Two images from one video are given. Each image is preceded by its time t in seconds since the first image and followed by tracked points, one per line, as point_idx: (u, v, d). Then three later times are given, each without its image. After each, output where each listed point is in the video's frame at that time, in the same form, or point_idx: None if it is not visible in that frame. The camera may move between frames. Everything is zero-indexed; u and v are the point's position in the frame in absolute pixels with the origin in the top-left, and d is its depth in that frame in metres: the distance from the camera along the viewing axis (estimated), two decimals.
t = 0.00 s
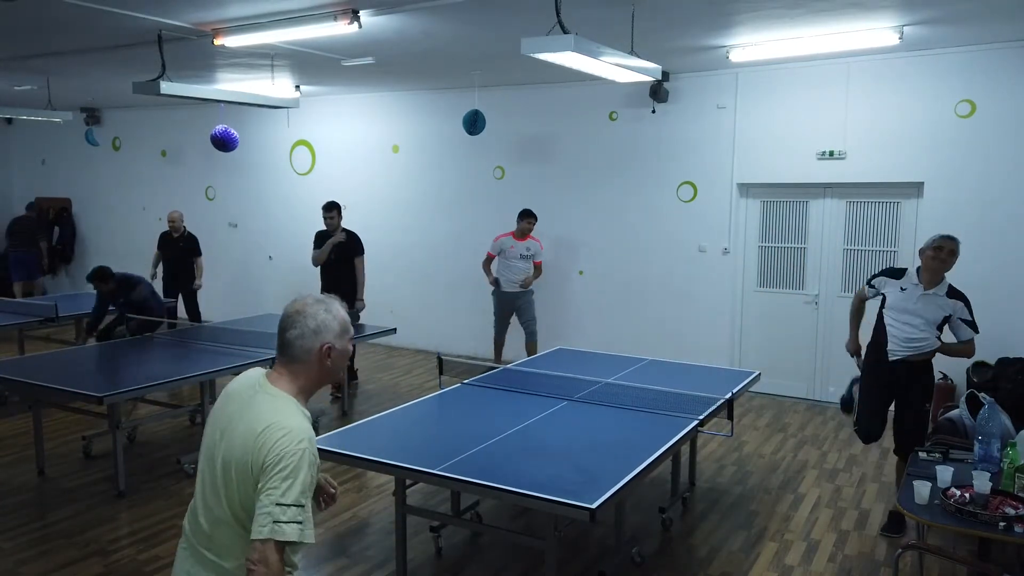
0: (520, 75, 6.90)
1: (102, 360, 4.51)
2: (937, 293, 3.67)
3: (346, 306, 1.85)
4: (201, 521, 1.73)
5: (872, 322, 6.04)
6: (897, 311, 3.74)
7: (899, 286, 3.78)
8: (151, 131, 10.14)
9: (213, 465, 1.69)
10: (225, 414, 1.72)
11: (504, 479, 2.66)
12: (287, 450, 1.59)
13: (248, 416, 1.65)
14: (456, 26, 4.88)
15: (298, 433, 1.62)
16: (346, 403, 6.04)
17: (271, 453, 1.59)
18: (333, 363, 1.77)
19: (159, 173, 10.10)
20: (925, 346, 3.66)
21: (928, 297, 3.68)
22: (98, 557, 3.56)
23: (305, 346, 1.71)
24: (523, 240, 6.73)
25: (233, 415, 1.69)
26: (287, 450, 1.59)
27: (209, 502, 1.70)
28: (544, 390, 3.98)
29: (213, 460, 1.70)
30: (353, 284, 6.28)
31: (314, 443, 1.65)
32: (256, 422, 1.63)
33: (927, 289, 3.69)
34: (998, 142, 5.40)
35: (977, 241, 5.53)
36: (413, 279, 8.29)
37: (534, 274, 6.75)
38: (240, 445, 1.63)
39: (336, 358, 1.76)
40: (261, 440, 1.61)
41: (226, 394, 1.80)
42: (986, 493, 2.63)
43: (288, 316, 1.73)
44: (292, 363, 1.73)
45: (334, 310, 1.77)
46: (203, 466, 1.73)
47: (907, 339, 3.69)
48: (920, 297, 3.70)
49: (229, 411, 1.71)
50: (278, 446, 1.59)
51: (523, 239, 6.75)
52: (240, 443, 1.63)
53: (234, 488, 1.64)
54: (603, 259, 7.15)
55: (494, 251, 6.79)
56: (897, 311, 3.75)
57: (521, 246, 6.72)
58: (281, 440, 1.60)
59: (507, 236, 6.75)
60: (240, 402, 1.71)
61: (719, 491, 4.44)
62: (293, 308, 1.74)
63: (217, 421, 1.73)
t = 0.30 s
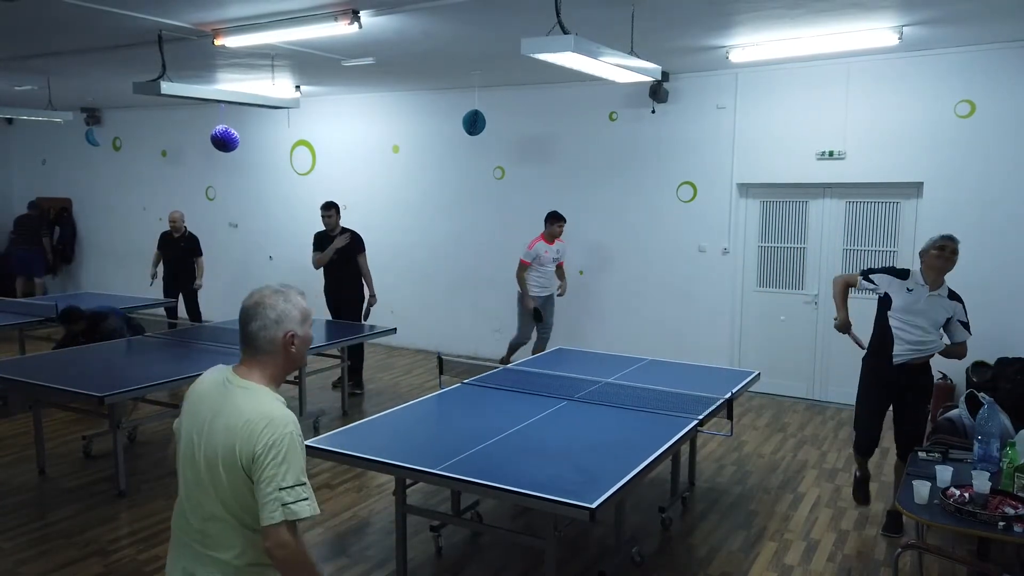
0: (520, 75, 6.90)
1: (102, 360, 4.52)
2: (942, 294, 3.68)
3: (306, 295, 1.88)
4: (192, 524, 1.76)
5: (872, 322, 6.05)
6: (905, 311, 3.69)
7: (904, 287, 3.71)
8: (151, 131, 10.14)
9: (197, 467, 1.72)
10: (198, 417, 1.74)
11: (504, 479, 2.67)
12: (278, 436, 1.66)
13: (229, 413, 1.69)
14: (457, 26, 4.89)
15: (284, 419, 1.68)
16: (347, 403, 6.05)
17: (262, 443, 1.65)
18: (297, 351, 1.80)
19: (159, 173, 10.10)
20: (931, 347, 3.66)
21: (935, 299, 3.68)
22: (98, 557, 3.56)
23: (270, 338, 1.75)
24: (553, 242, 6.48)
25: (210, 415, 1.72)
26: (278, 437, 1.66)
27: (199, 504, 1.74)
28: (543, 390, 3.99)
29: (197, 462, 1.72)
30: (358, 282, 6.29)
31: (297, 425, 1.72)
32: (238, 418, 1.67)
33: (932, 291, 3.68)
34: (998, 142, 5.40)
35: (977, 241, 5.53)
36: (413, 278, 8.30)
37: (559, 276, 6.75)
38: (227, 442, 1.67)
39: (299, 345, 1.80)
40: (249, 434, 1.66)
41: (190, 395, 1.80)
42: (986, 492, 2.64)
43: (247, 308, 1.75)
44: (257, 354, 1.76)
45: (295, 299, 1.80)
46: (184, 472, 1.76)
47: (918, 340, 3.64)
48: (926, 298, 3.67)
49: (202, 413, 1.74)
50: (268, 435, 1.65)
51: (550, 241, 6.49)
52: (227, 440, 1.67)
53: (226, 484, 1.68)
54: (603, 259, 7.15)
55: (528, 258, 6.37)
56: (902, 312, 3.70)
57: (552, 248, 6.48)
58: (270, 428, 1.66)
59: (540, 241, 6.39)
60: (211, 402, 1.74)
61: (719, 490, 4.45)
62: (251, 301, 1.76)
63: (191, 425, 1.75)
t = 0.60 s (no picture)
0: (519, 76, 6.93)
1: (105, 360, 4.55)
2: (919, 293, 3.70)
3: (269, 291, 1.99)
4: (176, 514, 1.85)
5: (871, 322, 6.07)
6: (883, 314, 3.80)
7: (886, 292, 3.85)
8: (153, 132, 10.18)
9: (178, 458, 1.82)
10: (173, 412, 1.84)
11: (504, 478, 2.69)
12: (258, 420, 1.78)
13: (208, 403, 1.79)
14: (457, 28, 4.92)
15: (261, 403, 1.80)
16: (347, 402, 6.07)
17: (243, 428, 1.76)
18: (261, 341, 1.91)
19: (160, 174, 10.15)
20: (905, 344, 3.66)
21: (911, 298, 3.71)
22: (100, 556, 3.59)
23: (235, 328, 1.85)
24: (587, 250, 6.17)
25: (187, 408, 1.82)
26: (258, 420, 1.78)
27: (183, 493, 1.83)
28: (543, 390, 4.01)
29: (179, 454, 1.82)
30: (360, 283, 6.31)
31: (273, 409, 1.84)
32: (217, 406, 1.78)
33: (910, 290, 3.74)
34: (996, 143, 5.43)
35: (975, 242, 5.56)
36: (414, 279, 8.32)
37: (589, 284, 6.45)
38: (208, 430, 1.78)
39: (263, 336, 1.91)
40: (228, 421, 1.77)
41: (162, 392, 1.88)
42: (983, 491, 2.67)
43: (213, 302, 1.85)
44: (222, 345, 1.86)
45: (257, 294, 1.91)
46: (163, 466, 1.85)
47: (890, 338, 3.71)
48: (903, 297, 3.74)
49: (178, 407, 1.83)
50: (249, 419, 1.77)
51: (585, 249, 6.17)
52: (208, 428, 1.78)
53: (210, 470, 1.79)
54: (603, 260, 7.18)
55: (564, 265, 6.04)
56: (883, 315, 3.81)
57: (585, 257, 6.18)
58: (249, 413, 1.78)
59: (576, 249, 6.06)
60: (186, 396, 1.83)
61: (718, 490, 4.47)
62: (216, 295, 1.87)
63: (167, 420, 1.84)
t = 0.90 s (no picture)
0: (520, 75, 6.91)
1: (104, 359, 4.53)
2: (900, 290, 3.72)
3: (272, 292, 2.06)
4: (172, 500, 1.90)
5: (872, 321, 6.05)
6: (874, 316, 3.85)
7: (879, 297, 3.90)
8: (152, 131, 10.15)
9: (174, 444, 1.87)
10: (167, 399, 1.88)
11: (504, 479, 2.67)
12: (249, 405, 1.82)
13: (201, 390, 1.84)
14: (456, 27, 4.90)
15: (252, 388, 1.85)
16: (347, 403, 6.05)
17: (234, 413, 1.81)
18: (259, 336, 1.96)
19: (159, 174, 10.12)
20: (885, 340, 3.68)
21: (895, 297, 3.74)
22: (99, 557, 3.57)
23: (235, 319, 1.91)
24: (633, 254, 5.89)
25: (181, 395, 1.87)
26: (249, 405, 1.82)
27: (178, 478, 1.88)
28: (543, 390, 3.99)
29: (174, 441, 1.87)
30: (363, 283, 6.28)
31: (265, 394, 1.89)
32: (210, 392, 1.83)
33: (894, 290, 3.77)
34: (998, 142, 5.41)
35: (977, 241, 5.54)
36: (413, 278, 8.31)
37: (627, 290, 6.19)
38: (201, 415, 1.83)
39: (261, 331, 1.96)
40: (220, 405, 1.81)
41: (158, 381, 1.93)
42: (985, 492, 2.65)
43: (219, 294, 1.91)
44: (222, 335, 1.91)
45: (260, 291, 1.98)
46: (159, 452, 1.89)
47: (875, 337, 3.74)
48: (889, 298, 3.78)
49: (171, 394, 1.88)
50: (240, 405, 1.81)
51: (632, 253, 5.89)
52: (201, 414, 1.83)
53: (203, 455, 1.84)
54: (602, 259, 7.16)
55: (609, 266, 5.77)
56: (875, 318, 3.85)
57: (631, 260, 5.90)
58: (241, 398, 1.82)
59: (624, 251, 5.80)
60: (180, 383, 1.88)
61: (719, 490, 4.45)
62: (221, 288, 1.94)
63: (161, 407, 1.88)
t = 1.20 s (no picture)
0: (520, 74, 6.90)
1: (104, 359, 4.52)
2: (905, 291, 3.69)
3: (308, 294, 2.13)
4: (204, 488, 1.95)
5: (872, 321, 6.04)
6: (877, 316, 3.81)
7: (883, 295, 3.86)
8: (151, 131, 10.13)
9: (210, 435, 1.92)
10: (206, 391, 1.94)
11: (504, 479, 2.66)
12: (288, 400, 1.90)
13: (240, 383, 1.90)
14: (457, 26, 4.88)
15: (290, 385, 1.92)
16: (347, 403, 6.04)
17: (274, 406, 1.88)
18: (296, 335, 2.02)
19: (159, 173, 10.10)
20: (887, 339, 3.65)
21: (900, 298, 3.71)
22: (98, 557, 3.55)
23: (274, 318, 1.97)
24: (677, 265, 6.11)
25: (221, 387, 1.93)
26: (289, 400, 1.90)
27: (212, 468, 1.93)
28: (543, 390, 3.98)
29: (209, 431, 1.93)
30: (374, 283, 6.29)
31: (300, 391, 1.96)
32: (250, 386, 1.90)
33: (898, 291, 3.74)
34: (999, 142, 5.40)
35: (977, 241, 5.53)
36: (413, 278, 8.29)
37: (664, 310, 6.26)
38: (240, 408, 1.89)
39: (297, 331, 2.02)
40: (260, 399, 1.88)
41: (197, 374, 2.00)
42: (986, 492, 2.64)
43: (260, 293, 1.98)
44: (262, 332, 1.97)
45: (298, 292, 2.04)
46: (195, 442, 1.95)
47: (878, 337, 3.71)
48: (893, 298, 3.74)
49: (211, 386, 1.94)
50: (279, 399, 1.89)
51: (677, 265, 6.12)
52: (240, 406, 1.89)
53: (240, 446, 1.90)
54: (602, 258, 7.16)
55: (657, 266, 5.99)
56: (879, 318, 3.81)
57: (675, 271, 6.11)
58: (281, 393, 1.89)
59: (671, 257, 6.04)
60: (220, 376, 1.94)
61: (720, 491, 4.44)
62: (263, 288, 2.01)
63: (200, 398, 1.94)
